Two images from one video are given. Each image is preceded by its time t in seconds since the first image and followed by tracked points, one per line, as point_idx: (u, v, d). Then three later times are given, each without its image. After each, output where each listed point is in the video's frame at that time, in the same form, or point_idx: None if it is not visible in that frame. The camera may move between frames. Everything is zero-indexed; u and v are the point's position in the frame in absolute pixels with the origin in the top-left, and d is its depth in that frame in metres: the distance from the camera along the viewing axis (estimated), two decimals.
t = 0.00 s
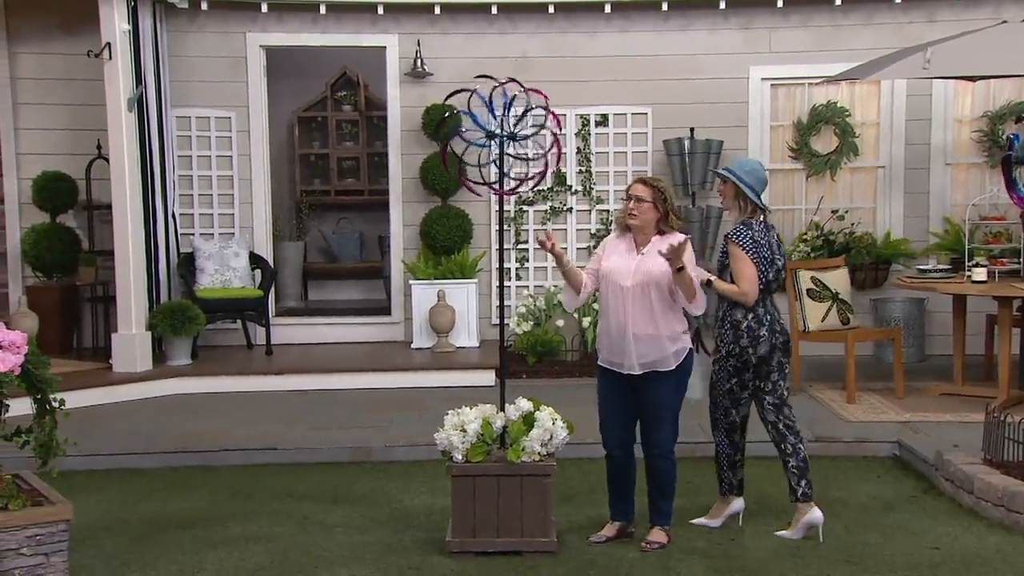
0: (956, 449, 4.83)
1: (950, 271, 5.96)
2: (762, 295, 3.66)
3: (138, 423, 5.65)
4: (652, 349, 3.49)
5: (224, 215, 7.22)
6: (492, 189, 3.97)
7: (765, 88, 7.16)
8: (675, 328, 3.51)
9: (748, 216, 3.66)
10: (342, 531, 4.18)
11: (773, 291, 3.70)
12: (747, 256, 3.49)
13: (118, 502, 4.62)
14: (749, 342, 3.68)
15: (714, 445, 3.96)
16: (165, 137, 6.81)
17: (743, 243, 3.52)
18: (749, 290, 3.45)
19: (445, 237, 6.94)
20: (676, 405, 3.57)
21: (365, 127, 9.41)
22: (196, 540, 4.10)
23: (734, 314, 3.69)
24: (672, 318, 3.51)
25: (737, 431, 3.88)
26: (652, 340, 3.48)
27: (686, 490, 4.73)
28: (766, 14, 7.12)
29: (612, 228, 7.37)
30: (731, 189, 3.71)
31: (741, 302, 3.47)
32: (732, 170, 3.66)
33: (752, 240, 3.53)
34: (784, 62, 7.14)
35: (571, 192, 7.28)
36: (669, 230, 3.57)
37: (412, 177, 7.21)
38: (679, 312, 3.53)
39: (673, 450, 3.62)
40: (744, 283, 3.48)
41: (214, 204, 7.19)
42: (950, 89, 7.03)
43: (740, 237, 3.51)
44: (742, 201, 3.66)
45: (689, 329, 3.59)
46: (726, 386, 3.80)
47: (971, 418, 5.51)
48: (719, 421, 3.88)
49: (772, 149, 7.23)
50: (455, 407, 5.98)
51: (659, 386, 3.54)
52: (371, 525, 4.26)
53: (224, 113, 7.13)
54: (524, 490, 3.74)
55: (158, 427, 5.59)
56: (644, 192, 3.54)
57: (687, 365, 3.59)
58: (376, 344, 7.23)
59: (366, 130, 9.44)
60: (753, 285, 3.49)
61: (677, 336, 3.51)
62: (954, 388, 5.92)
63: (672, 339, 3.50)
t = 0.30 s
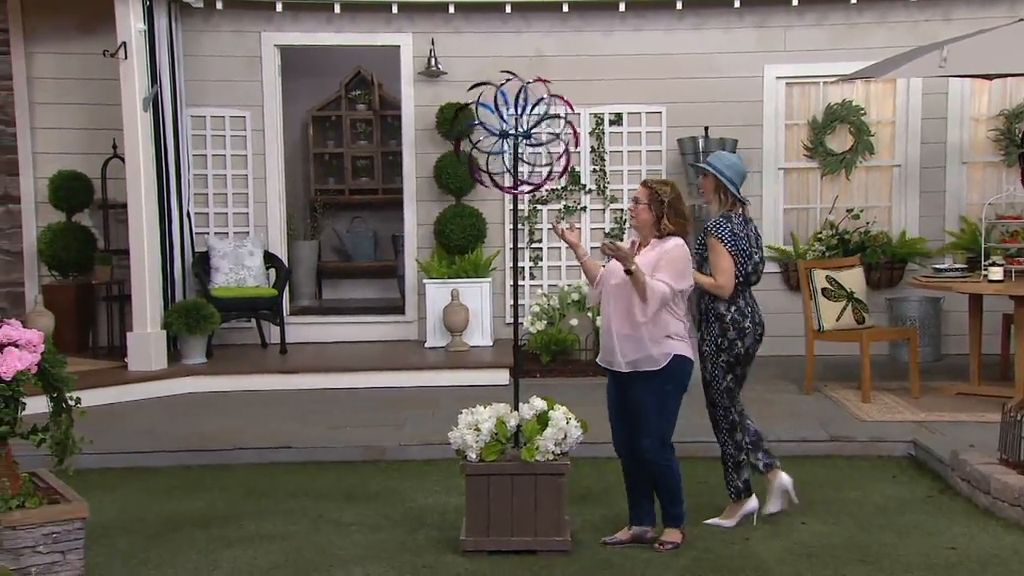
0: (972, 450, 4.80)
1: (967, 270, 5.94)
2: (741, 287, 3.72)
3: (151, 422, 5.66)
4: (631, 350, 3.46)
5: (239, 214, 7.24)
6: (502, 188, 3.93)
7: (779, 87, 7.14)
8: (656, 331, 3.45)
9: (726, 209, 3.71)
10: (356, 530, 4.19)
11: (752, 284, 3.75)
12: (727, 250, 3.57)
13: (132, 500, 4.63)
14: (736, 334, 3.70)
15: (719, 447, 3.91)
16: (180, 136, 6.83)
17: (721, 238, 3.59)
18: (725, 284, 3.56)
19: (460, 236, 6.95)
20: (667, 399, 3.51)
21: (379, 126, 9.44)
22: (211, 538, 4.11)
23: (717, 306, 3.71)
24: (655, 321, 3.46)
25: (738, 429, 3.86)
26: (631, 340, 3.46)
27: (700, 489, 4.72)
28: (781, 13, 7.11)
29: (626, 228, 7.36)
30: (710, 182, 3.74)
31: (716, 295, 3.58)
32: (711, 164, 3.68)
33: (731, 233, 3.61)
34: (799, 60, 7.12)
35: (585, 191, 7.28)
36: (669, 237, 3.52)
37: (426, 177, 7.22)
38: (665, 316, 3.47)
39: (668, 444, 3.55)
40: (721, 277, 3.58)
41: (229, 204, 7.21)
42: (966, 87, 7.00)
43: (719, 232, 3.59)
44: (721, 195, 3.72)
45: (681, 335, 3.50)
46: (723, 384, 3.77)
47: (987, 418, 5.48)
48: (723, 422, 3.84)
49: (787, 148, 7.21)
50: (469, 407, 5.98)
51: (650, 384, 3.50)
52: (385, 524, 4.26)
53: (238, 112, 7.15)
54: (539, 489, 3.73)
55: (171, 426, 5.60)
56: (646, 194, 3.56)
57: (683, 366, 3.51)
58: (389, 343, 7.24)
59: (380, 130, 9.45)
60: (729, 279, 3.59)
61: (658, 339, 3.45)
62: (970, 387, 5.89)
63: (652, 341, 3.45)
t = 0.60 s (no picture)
0: (988, 451, 4.78)
1: (983, 270, 5.92)
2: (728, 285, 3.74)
3: (165, 421, 5.68)
4: (607, 345, 3.45)
5: (253, 214, 7.26)
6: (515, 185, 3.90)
7: (794, 87, 7.13)
8: (632, 328, 3.39)
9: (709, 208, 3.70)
10: (370, 530, 4.19)
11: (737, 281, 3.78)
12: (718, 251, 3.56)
13: (147, 499, 4.64)
14: (733, 330, 3.76)
15: (734, 443, 3.88)
16: (195, 136, 6.86)
17: (711, 238, 3.58)
18: (717, 285, 3.55)
19: (474, 235, 6.95)
20: (659, 399, 3.40)
21: (393, 126, 9.48)
22: (225, 538, 4.12)
23: (710, 305, 3.73)
24: (633, 319, 3.41)
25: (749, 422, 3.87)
26: (612, 336, 3.45)
27: (715, 489, 4.71)
28: (796, 12, 7.09)
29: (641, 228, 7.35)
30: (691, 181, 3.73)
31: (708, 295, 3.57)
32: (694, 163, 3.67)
33: (722, 234, 3.61)
34: (814, 59, 7.10)
35: (599, 190, 7.27)
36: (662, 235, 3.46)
37: (440, 176, 7.22)
38: (645, 315, 3.39)
39: (659, 445, 3.43)
40: (712, 278, 3.56)
41: (243, 203, 7.22)
42: (982, 86, 6.98)
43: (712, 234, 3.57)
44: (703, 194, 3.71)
45: (664, 337, 3.37)
46: (730, 380, 3.78)
47: (1004, 419, 5.45)
48: (735, 417, 3.83)
49: (802, 148, 7.20)
50: (482, 407, 5.98)
51: (639, 387, 3.42)
52: (399, 524, 4.27)
53: (253, 112, 7.16)
54: (553, 489, 3.73)
55: (185, 425, 5.61)
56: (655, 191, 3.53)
57: (671, 373, 3.38)
58: (402, 342, 7.25)
59: (394, 129, 9.48)
60: (720, 279, 3.58)
61: (634, 336, 3.39)
62: (986, 388, 5.87)
63: (628, 337, 3.40)
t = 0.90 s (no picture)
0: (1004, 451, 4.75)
1: (999, 270, 5.88)
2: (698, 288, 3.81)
3: (177, 421, 5.68)
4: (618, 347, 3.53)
5: (266, 214, 7.26)
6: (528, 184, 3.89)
7: (808, 86, 7.11)
8: (634, 330, 3.44)
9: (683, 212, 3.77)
10: (383, 529, 4.18)
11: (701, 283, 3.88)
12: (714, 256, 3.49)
13: (160, 499, 4.65)
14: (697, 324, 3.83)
15: (697, 435, 3.90)
16: (207, 135, 6.87)
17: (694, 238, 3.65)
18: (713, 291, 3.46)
19: (486, 235, 6.94)
20: (668, 403, 3.38)
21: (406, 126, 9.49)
22: (238, 537, 4.11)
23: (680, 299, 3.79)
24: (636, 322, 3.45)
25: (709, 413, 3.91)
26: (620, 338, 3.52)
27: (727, 489, 4.69)
28: (810, 11, 7.07)
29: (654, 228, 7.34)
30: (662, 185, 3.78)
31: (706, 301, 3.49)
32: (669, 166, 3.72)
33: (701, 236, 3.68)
34: (828, 58, 7.07)
35: (612, 190, 7.26)
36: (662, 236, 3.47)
37: (453, 176, 7.22)
38: (646, 316, 3.42)
39: (680, 450, 3.41)
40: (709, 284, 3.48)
41: (256, 203, 7.23)
42: (998, 85, 6.94)
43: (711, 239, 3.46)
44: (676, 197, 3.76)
45: (662, 338, 3.36)
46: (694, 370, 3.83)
47: (1019, 420, 5.42)
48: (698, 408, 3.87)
49: (816, 147, 7.17)
50: (495, 406, 5.97)
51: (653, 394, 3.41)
52: (411, 523, 4.26)
53: (266, 112, 7.17)
54: (566, 489, 3.72)
55: (197, 424, 5.62)
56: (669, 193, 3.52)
57: (690, 381, 3.36)
58: (414, 342, 7.25)
59: (406, 129, 9.50)
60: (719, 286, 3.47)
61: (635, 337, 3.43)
62: (1001, 388, 5.84)
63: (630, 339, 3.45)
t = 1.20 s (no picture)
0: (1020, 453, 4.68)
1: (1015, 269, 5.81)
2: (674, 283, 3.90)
3: (184, 421, 5.64)
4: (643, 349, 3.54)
5: (273, 213, 7.22)
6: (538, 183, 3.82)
7: (820, 83, 7.03)
8: (651, 334, 3.43)
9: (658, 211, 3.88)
10: (391, 531, 4.13)
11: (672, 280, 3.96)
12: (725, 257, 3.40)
13: (166, 499, 4.61)
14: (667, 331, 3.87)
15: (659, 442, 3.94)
16: (215, 133, 6.84)
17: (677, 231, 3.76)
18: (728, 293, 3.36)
19: (495, 235, 6.89)
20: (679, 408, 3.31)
21: (414, 124, 9.46)
22: (246, 538, 4.07)
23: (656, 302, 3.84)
24: (653, 324, 3.45)
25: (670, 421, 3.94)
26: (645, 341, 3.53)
27: (739, 491, 4.63)
28: (823, 7, 7.00)
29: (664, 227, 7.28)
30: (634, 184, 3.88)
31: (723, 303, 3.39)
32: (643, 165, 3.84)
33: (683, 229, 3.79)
34: (841, 55, 7.00)
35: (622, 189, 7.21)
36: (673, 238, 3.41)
37: (461, 174, 7.17)
38: (660, 320, 3.39)
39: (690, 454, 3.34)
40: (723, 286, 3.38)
41: (263, 202, 7.19)
42: (1013, 82, 6.86)
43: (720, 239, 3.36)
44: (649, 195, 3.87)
45: (673, 342, 3.33)
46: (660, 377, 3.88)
47: None
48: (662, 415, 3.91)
49: (829, 146, 7.10)
50: (504, 407, 5.92)
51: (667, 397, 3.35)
52: (420, 525, 4.21)
53: (273, 110, 7.13)
54: (577, 491, 3.66)
55: (204, 424, 5.58)
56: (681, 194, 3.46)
57: (700, 385, 3.29)
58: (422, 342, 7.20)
59: (415, 128, 9.46)
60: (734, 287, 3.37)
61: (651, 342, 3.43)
62: (1017, 390, 5.77)
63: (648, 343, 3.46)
